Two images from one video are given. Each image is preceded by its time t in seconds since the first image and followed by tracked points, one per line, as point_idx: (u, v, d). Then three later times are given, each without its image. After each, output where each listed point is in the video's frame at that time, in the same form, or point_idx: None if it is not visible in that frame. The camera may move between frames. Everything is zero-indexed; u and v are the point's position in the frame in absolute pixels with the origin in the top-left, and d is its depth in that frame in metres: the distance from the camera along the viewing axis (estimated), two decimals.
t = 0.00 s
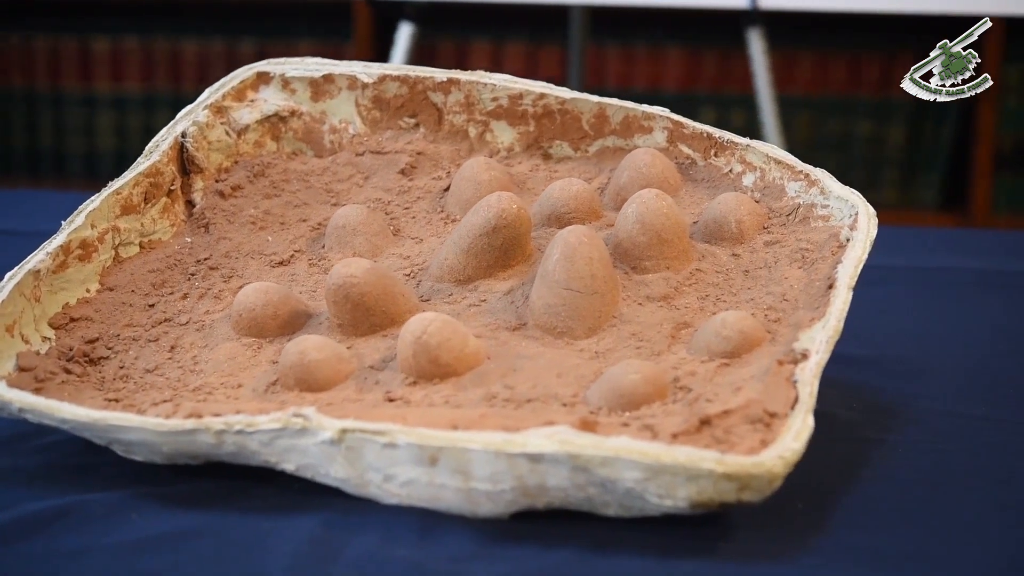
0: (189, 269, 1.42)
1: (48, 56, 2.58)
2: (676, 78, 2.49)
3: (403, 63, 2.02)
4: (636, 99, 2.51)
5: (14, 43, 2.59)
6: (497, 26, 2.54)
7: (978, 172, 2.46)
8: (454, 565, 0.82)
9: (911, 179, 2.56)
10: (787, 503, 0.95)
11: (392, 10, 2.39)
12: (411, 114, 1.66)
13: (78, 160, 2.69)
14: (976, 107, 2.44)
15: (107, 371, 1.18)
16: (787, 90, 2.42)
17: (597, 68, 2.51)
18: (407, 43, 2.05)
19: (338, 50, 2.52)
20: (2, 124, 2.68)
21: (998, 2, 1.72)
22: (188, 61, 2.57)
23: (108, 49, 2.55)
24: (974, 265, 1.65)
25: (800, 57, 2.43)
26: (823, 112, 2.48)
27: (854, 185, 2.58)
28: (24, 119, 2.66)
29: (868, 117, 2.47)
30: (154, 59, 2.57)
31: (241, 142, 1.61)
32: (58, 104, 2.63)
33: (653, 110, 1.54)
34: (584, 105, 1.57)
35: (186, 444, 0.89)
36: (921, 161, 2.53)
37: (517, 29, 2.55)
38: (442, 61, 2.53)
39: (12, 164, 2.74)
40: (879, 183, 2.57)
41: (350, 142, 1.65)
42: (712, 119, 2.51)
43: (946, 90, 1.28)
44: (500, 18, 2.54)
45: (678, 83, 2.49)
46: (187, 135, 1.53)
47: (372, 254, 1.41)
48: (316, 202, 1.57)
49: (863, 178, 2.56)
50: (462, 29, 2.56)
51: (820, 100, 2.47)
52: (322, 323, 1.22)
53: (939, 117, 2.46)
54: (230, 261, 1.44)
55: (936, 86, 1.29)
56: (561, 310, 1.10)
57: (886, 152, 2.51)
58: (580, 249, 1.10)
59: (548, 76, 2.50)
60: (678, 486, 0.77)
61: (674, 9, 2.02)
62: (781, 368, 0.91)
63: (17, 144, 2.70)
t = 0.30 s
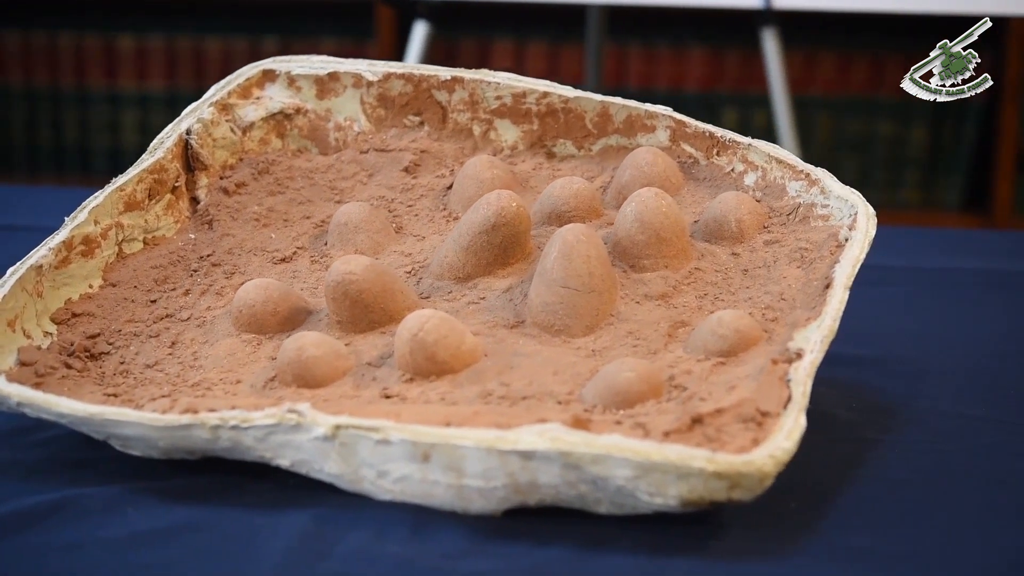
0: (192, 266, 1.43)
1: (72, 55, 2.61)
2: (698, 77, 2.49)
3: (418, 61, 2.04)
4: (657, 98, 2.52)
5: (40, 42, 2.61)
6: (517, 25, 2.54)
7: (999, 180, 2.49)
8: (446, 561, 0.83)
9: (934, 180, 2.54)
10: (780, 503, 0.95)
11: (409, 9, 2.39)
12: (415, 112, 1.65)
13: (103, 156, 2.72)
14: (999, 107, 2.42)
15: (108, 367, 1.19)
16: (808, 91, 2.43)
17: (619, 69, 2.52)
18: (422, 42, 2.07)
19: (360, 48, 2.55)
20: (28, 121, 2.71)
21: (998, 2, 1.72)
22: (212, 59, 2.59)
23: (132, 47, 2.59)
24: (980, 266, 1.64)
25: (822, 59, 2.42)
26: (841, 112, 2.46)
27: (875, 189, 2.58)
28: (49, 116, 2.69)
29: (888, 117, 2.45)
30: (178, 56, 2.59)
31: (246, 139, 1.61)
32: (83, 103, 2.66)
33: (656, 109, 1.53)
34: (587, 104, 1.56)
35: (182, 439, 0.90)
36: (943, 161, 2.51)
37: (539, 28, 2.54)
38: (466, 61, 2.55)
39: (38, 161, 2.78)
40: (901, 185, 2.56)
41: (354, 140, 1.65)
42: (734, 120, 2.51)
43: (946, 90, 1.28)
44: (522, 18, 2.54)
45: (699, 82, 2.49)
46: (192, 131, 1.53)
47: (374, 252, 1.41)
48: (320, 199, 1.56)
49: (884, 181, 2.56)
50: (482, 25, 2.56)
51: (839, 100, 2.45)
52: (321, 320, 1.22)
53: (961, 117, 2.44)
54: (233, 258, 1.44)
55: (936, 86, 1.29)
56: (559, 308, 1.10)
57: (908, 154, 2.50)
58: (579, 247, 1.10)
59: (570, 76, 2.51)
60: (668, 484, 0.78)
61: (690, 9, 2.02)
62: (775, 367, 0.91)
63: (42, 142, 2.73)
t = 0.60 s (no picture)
0: (194, 262, 1.43)
1: (95, 54, 2.63)
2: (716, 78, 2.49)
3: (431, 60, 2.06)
4: (678, 99, 2.52)
5: (61, 40, 2.62)
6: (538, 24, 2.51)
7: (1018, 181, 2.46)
8: (439, 557, 0.83)
9: (953, 181, 2.53)
10: (774, 502, 0.95)
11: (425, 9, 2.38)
12: (420, 110, 1.65)
13: (124, 153, 2.74)
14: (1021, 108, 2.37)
15: (109, 362, 1.20)
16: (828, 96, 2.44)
17: (639, 68, 2.52)
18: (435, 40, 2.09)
19: (381, 47, 2.55)
20: (50, 118, 2.73)
21: (999, 2, 1.72)
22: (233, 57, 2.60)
23: (154, 46, 2.61)
24: (983, 266, 1.64)
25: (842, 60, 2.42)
26: (864, 112, 2.47)
27: (895, 189, 2.58)
28: (72, 113, 2.72)
29: (908, 118, 2.45)
30: (199, 55, 2.60)
31: (251, 136, 1.61)
32: (105, 100, 2.69)
33: (659, 108, 1.52)
34: (590, 103, 1.55)
35: (179, 435, 0.91)
36: (963, 162, 2.50)
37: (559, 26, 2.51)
38: (488, 61, 2.55)
39: (60, 158, 2.78)
40: (921, 187, 2.56)
41: (359, 138, 1.65)
42: (753, 120, 2.52)
43: (945, 89, 1.27)
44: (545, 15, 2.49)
45: (721, 82, 2.49)
46: (196, 129, 1.54)
47: (376, 249, 1.41)
48: (323, 197, 1.56)
49: (904, 182, 2.56)
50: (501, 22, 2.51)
51: (861, 100, 2.45)
52: (321, 317, 1.22)
53: (982, 118, 2.42)
54: (236, 255, 1.45)
55: (936, 86, 1.28)
56: (557, 306, 1.11)
57: (929, 156, 2.50)
58: (577, 246, 1.10)
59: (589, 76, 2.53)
60: (660, 483, 0.78)
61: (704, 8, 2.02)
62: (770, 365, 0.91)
63: (64, 140, 2.75)
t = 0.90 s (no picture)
0: (198, 259, 1.44)
1: (121, 51, 2.65)
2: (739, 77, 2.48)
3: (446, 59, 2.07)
4: (701, 99, 2.51)
5: (87, 40, 2.64)
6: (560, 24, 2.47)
7: None
8: (431, 552, 0.85)
9: (979, 182, 2.49)
10: (768, 501, 0.96)
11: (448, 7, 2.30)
12: (425, 108, 1.63)
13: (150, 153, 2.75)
14: None
15: (111, 357, 1.22)
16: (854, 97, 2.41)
17: (662, 67, 2.50)
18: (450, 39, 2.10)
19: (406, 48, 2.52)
20: (76, 118, 2.73)
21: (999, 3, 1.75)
22: (259, 53, 2.59)
23: (180, 44, 2.61)
24: (987, 266, 1.63)
25: (865, 60, 2.36)
26: (886, 113, 2.44)
27: (918, 189, 2.54)
28: (97, 111, 2.72)
29: (933, 119, 2.44)
30: (225, 52, 2.60)
31: (257, 134, 1.61)
32: (131, 97, 2.70)
33: (663, 107, 1.51)
34: (595, 101, 1.54)
35: (177, 430, 0.93)
36: (989, 163, 2.46)
37: (584, 26, 2.47)
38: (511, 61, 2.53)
39: (86, 155, 2.77)
40: (945, 187, 2.51)
41: (364, 135, 1.64)
42: (775, 120, 2.50)
43: (946, 89, 1.27)
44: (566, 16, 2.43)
45: (742, 82, 2.48)
46: (202, 126, 1.53)
47: (379, 247, 1.40)
48: (329, 194, 1.55)
49: (927, 182, 2.52)
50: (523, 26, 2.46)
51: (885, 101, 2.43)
52: (322, 314, 1.23)
53: (1008, 118, 2.39)
54: (240, 252, 1.45)
55: (937, 85, 1.28)
56: (556, 304, 1.11)
57: (951, 155, 2.46)
58: (576, 244, 1.11)
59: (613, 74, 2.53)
60: (652, 480, 0.78)
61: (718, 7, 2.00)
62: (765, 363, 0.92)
63: (90, 138, 2.75)
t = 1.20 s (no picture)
0: (202, 255, 1.44)
1: (146, 49, 2.56)
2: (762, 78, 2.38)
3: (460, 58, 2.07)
4: (722, 99, 2.42)
5: (111, 35, 2.55)
6: (581, 23, 2.38)
7: None
8: (424, 548, 0.88)
9: (1003, 183, 2.39)
10: (762, 500, 0.97)
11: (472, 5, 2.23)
12: (430, 106, 1.62)
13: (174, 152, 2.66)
14: None
15: (113, 353, 1.23)
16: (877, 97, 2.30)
17: (682, 67, 2.41)
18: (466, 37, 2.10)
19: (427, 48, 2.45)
20: (99, 115, 2.65)
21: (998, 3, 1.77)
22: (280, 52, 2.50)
23: (203, 43, 2.53)
24: (991, 266, 1.62)
25: (889, 60, 2.26)
26: (907, 113, 2.33)
27: (941, 190, 2.43)
28: (121, 109, 2.63)
29: (955, 122, 2.31)
30: (247, 51, 2.51)
31: (263, 131, 1.61)
32: (155, 95, 2.61)
33: (666, 106, 1.49)
34: (598, 100, 1.53)
35: (175, 424, 0.95)
36: (1013, 164, 2.35)
37: (606, 25, 2.38)
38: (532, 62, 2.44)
39: (110, 155, 2.69)
40: (969, 186, 2.40)
41: (370, 133, 1.63)
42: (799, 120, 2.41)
43: (946, 89, 1.28)
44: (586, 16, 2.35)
45: (765, 82, 2.38)
46: (207, 123, 1.54)
47: (381, 244, 1.39)
48: (333, 192, 1.55)
49: (950, 182, 2.41)
50: (545, 22, 2.37)
51: (906, 101, 2.32)
52: (323, 310, 1.23)
53: None
54: (243, 248, 1.45)
55: (937, 85, 1.29)
56: (554, 302, 1.11)
57: (975, 156, 2.34)
58: (575, 242, 1.11)
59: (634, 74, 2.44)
60: (643, 477, 0.80)
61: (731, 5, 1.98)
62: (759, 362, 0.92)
63: (115, 136, 2.66)
